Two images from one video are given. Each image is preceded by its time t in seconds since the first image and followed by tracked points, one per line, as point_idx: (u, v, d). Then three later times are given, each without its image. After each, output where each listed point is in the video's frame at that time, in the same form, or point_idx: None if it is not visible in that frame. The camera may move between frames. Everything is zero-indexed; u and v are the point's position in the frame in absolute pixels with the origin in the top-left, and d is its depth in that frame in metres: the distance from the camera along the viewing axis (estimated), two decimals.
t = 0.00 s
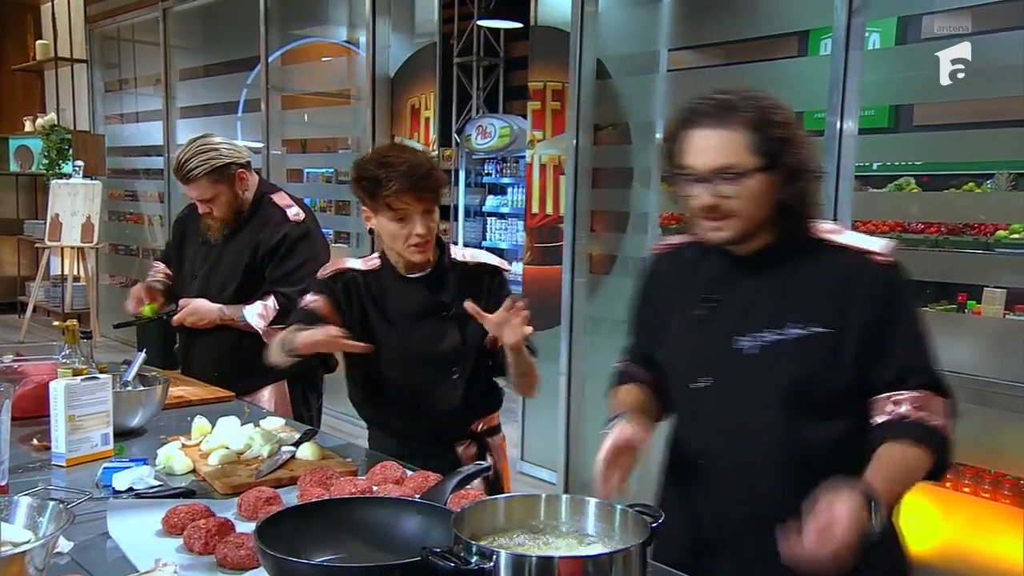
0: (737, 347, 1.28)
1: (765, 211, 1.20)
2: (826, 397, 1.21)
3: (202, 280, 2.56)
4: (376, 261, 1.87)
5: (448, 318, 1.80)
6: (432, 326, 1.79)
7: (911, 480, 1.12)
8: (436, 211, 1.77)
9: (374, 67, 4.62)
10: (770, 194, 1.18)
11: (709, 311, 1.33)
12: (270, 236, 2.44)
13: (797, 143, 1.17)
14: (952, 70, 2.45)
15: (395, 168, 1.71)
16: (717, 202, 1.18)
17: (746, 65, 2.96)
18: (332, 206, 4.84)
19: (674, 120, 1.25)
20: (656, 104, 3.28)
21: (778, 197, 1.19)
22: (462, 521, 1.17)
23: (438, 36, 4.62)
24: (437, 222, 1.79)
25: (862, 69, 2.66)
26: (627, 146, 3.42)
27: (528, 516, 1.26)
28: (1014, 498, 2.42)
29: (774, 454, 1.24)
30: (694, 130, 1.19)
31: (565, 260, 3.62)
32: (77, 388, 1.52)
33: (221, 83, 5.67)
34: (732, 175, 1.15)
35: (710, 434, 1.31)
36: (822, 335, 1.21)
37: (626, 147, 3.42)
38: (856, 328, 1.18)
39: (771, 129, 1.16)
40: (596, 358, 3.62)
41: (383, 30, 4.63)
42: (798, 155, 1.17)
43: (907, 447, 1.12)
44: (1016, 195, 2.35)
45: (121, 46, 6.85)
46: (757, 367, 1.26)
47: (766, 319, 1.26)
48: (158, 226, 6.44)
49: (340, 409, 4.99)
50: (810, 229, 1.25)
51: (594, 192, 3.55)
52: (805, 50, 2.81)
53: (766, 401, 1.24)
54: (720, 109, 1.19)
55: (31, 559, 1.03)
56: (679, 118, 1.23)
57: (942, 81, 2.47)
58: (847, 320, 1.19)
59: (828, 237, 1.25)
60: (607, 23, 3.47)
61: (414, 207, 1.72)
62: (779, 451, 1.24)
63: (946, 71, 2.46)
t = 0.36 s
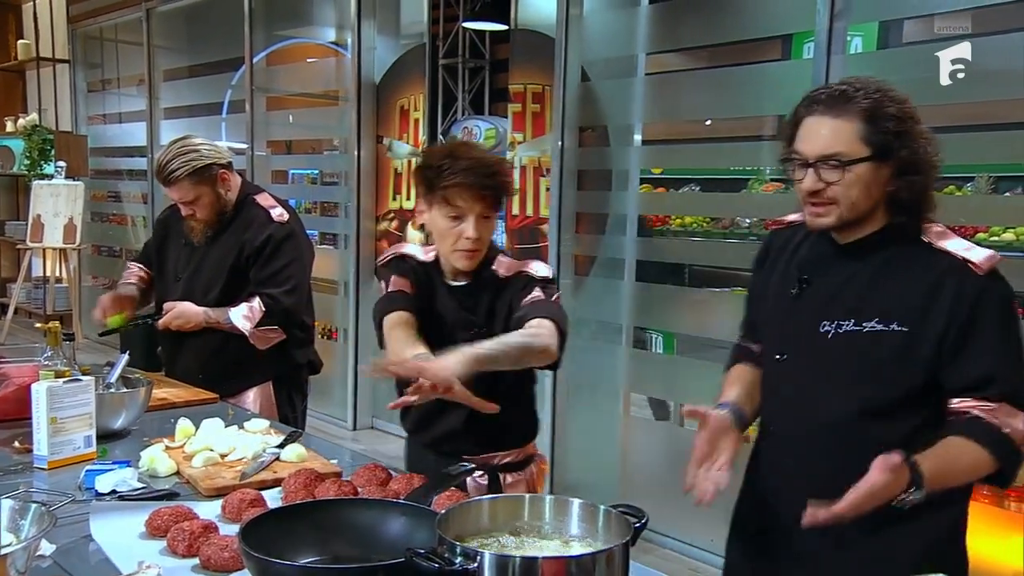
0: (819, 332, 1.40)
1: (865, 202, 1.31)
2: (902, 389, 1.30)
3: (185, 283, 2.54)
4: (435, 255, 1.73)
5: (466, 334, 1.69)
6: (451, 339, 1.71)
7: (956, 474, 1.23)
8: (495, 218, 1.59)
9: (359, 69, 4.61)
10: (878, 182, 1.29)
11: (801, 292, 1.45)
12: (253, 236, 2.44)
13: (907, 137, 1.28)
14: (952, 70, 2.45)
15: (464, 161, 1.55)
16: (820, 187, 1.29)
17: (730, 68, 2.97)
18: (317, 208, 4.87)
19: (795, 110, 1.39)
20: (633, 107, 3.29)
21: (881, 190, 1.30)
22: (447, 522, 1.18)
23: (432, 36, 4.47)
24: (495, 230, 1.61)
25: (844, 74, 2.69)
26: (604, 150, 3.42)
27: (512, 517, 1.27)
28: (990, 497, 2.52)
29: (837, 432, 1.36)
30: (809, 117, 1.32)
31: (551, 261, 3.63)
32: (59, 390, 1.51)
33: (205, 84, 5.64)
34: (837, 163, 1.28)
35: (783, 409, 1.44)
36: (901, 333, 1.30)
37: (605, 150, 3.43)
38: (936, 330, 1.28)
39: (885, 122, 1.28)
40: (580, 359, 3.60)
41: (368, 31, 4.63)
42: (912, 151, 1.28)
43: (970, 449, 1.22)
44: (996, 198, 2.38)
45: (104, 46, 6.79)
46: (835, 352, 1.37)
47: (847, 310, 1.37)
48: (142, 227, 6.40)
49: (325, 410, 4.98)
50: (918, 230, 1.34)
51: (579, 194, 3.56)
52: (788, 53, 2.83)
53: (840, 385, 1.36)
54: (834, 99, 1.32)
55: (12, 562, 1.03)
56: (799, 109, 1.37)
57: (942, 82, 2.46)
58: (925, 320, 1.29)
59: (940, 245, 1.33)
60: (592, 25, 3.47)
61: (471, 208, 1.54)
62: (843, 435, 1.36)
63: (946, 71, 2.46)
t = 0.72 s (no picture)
0: (806, 337, 1.48)
1: (834, 211, 1.38)
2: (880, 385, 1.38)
3: (167, 283, 2.53)
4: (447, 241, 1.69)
5: (465, 337, 1.60)
6: (450, 340, 1.62)
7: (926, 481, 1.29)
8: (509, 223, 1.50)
9: (345, 66, 4.59)
10: (846, 195, 1.37)
11: (788, 297, 1.54)
12: (235, 234, 2.43)
13: (877, 152, 1.35)
14: (951, 70, 2.44)
15: (476, 162, 1.45)
16: (790, 196, 1.38)
17: (713, 69, 3.00)
18: (303, 206, 4.85)
19: (776, 122, 1.47)
20: (623, 105, 3.30)
21: (850, 201, 1.38)
22: (430, 519, 1.18)
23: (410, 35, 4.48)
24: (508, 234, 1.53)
25: (826, 74, 2.71)
26: (594, 147, 3.42)
27: (495, 515, 1.27)
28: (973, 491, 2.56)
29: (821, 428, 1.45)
30: (787, 128, 1.40)
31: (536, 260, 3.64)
32: (41, 389, 1.51)
33: (188, 82, 5.61)
34: (807, 175, 1.36)
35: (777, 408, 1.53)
36: (877, 337, 1.38)
37: (594, 148, 3.43)
38: (909, 328, 1.35)
39: (855, 136, 1.35)
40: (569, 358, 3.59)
41: (353, 29, 4.61)
42: (881, 165, 1.35)
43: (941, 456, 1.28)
44: (976, 197, 2.41)
45: (86, 44, 6.74)
46: (820, 356, 1.45)
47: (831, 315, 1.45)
48: (125, 226, 6.36)
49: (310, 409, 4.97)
50: (891, 234, 1.40)
51: (564, 193, 3.57)
52: (772, 53, 2.85)
53: (825, 387, 1.44)
54: (810, 111, 1.40)
55: None
56: (779, 121, 1.45)
57: (941, 81, 2.45)
58: (901, 319, 1.36)
59: (908, 249, 1.38)
60: (577, 25, 3.48)
61: (480, 214, 1.46)
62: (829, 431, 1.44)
63: (947, 71, 2.45)
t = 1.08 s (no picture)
0: (777, 332, 1.55)
1: (786, 215, 1.46)
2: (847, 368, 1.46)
3: (164, 274, 2.59)
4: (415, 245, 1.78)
5: (458, 323, 1.68)
6: (444, 325, 1.69)
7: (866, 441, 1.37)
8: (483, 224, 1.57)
9: (338, 67, 4.63)
10: (794, 197, 1.45)
11: (757, 298, 1.62)
12: (227, 226, 2.48)
13: (815, 156, 1.44)
14: (952, 70, 2.45)
15: (452, 178, 1.45)
16: (745, 205, 1.45)
17: (691, 71, 3.08)
18: (301, 202, 4.88)
19: (721, 140, 1.55)
20: (625, 105, 3.31)
21: (797, 204, 1.46)
22: (419, 501, 1.24)
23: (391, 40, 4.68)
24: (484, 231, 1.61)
25: (800, 76, 2.78)
26: (595, 146, 3.43)
27: (482, 497, 1.33)
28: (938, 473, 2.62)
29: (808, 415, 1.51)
30: (732, 144, 1.47)
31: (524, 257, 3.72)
32: (44, 378, 1.56)
33: (188, 83, 5.66)
34: (760, 183, 1.43)
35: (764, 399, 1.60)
36: (838, 324, 1.46)
37: (594, 147, 3.44)
38: (862, 308, 1.44)
39: (793, 145, 1.43)
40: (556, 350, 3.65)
41: (347, 31, 4.66)
42: (818, 167, 1.44)
43: (877, 417, 1.38)
44: (943, 196, 2.47)
45: (88, 45, 6.79)
46: (793, 346, 1.53)
47: (795, 308, 1.52)
48: (126, 222, 6.41)
49: (306, 399, 5.04)
50: (833, 226, 1.50)
51: (550, 191, 3.64)
52: (750, 57, 2.92)
53: (803, 376, 1.51)
54: (749, 127, 1.48)
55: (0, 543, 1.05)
56: (723, 138, 1.53)
57: (942, 82, 2.46)
58: (858, 301, 1.44)
59: (847, 236, 1.48)
60: (563, 28, 3.56)
61: (457, 227, 1.52)
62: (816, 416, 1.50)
63: (946, 71, 2.46)
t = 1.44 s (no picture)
0: (773, 286, 1.63)
1: (807, 165, 1.60)
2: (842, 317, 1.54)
3: (166, 264, 2.66)
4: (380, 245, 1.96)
5: (426, 303, 1.87)
6: (420, 305, 1.88)
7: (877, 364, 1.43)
8: (417, 214, 1.77)
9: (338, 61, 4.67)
10: (815, 152, 1.60)
11: (755, 258, 1.70)
12: (225, 218, 2.53)
13: (833, 113, 1.62)
14: (953, 70, 2.45)
15: (370, 184, 1.66)
16: (774, 147, 1.59)
17: (683, 67, 3.14)
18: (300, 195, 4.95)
19: (744, 100, 1.71)
20: (646, 98, 3.27)
21: (818, 156, 1.61)
22: (415, 481, 1.28)
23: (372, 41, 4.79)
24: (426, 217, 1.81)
25: (786, 71, 2.84)
26: (614, 140, 3.41)
27: (476, 477, 1.38)
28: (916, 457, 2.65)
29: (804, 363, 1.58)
30: (757, 99, 1.65)
31: (518, 248, 3.77)
32: (53, 364, 1.61)
33: (193, 79, 5.71)
34: (789, 127, 1.59)
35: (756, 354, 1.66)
36: (834, 274, 1.54)
37: (613, 140, 3.42)
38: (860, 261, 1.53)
39: (816, 101, 1.61)
40: (549, 336, 3.72)
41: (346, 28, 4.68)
42: (834, 124, 1.62)
43: (885, 335, 1.43)
44: (925, 188, 2.52)
45: (95, 42, 6.86)
46: (790, 299, 1.60)
47: (794, 262, 1.61)
48: (133, 215, 6.47)
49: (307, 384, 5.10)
50: (835, 191, 1.61)
51: (542, 184, 3.73)
52: (738, 53, 2.97)
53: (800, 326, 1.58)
54: (780, 89, 1.65)
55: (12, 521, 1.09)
56: (748, 97, 1.69)
57: (942, 82, 2.47)
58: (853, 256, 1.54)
59: (848, 201, 1.59)
60: (558, 26, 3.62)
61: (388, 221, 1.72)
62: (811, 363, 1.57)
63: (946, 71, 2.46)
